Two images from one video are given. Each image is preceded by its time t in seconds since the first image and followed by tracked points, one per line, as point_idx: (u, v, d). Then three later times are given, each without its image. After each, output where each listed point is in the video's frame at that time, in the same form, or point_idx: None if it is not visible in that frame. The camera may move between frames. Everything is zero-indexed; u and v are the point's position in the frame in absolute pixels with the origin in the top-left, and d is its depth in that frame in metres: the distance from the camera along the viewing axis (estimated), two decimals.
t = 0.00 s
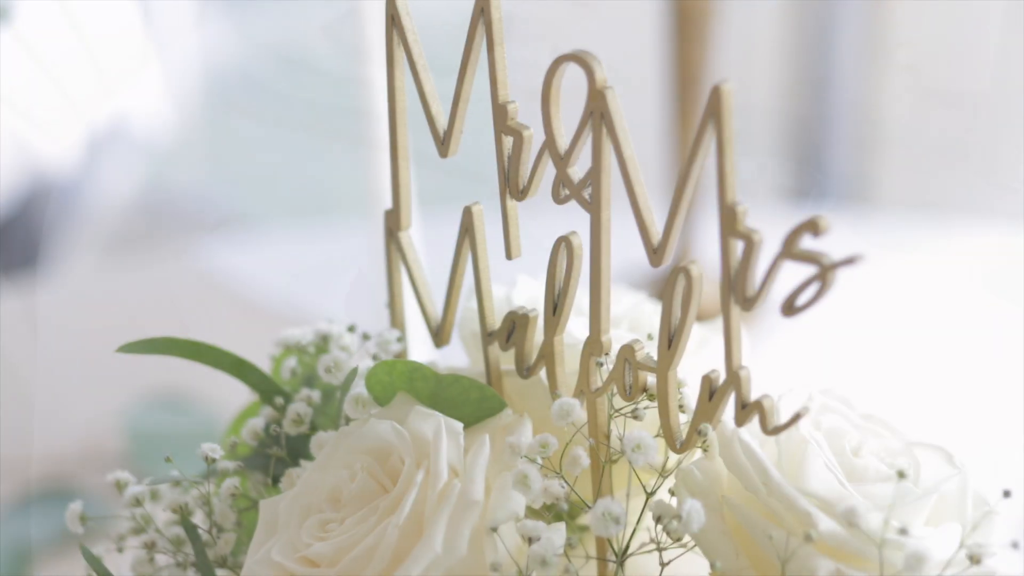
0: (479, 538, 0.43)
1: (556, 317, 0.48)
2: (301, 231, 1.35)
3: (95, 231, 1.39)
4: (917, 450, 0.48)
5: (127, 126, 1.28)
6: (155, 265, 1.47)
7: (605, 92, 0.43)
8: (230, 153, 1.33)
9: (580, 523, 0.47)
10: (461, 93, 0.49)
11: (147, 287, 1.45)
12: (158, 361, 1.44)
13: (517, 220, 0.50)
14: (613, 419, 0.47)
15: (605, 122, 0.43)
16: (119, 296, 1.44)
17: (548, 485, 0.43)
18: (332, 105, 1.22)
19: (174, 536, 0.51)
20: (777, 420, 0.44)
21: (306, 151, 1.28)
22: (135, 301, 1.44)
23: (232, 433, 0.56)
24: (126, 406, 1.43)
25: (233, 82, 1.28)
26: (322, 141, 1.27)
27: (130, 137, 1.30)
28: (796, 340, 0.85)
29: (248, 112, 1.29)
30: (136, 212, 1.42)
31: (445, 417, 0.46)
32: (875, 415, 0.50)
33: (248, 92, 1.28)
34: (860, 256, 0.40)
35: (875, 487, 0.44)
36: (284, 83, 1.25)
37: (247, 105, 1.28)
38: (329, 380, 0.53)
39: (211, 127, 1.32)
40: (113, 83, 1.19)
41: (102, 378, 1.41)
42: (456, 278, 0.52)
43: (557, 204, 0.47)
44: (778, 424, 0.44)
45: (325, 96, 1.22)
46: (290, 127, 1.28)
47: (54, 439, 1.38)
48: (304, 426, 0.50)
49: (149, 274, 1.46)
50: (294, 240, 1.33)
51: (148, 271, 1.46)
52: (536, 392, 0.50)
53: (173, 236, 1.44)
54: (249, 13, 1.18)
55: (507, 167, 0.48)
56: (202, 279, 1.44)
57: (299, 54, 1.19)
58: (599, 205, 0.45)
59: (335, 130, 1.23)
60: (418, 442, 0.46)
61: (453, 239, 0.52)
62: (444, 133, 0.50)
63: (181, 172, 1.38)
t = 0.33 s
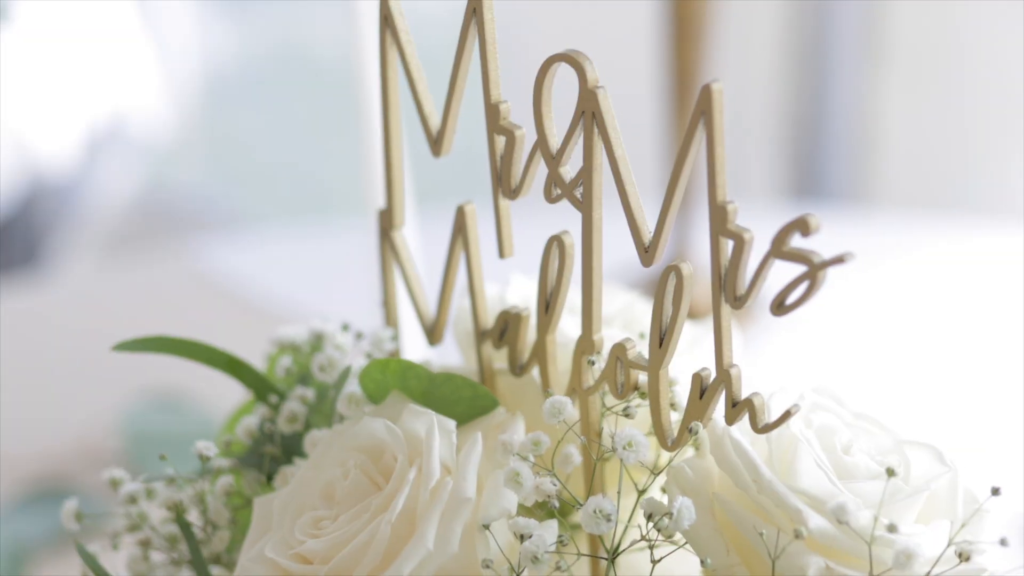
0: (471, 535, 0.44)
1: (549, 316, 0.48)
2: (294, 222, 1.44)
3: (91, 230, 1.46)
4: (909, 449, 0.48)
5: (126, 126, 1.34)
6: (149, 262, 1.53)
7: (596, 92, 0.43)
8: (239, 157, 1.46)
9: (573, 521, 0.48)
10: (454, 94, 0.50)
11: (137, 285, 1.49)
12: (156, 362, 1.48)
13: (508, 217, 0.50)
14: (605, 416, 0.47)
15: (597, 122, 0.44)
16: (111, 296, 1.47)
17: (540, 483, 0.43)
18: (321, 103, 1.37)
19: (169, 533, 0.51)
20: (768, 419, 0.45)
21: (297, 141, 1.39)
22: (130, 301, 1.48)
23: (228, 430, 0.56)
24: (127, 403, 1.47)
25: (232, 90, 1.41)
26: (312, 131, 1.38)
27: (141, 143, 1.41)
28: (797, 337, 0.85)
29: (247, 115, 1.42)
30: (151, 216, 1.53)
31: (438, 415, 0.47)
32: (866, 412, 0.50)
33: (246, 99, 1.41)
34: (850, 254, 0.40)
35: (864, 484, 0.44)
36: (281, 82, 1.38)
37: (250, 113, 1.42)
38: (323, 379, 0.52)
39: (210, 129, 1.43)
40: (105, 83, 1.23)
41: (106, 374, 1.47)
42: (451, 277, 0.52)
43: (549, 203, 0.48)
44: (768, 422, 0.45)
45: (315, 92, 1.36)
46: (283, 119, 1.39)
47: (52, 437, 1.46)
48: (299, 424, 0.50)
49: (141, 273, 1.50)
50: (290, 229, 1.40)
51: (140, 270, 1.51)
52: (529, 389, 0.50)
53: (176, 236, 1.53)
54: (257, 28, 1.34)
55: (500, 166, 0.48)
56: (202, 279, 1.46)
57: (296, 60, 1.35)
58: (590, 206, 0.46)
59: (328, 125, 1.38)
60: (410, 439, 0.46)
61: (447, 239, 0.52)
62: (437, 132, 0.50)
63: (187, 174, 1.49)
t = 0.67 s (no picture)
0: (468, 517, 0.45)
1: (545, 304, 0.49)
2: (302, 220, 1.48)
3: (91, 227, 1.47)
4: (898, 435, 0.49)
5: (128, 125, 1.35)
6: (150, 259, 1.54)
7: (590, 84, 0.44)
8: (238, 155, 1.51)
9: (568, 505, 0.49)
10: (453, 86, 0.51)
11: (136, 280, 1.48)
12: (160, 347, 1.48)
13: (505, 208, 0.51)
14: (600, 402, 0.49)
15: (591, 114, 0.45)
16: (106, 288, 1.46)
17: (536, 467, 0.44)
18: (320, 104, 1.44)
19: (173, 518, 0.52)
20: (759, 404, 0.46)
21: (297, 142, 1.46)
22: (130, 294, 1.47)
23: (232, 417, 0.57)
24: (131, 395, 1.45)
25: (232, 90, 1.46)
26: (312, 131, 1.45)
27: (142, 143, 1.42)
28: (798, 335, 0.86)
29: (247, 115, 1.47)
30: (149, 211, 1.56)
31: (436, 401, 0.48)
32: (856, 400, 0.51)
33: (246, 98, 1.46)
34: (838, 243, 0.41)
35: (852, 468, 0.45)
36: (281, 82, 1.43)
37: (250, 113, 1.47)
38: (324, 367, 0.53)
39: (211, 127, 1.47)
40: (111, 85, 1.24)
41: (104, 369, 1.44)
42: (450, 267, 0.53)
43: (545, 193, 0.49)
44: (758, 407, 0.46)
45: (314, 93, 1.43)
46: (282, 121, 1.46)
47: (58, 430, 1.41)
48: (300, 411, 0.52)
49: (139, 269, 1.50)
50: (291, 226, 1.45)
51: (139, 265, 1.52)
52: (525, 377, 0.52)
53: (175, 233, 1.55)
54: (259, 29, 1.39)
55: (497, 158, 0.49)
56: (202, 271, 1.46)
57: (297, 62, 1.41)
58: (586, 197, 0.47)
59: (326, 126, 1.45)
60: (410, 424, 0.47)
61: (446, 230, 0.53)
62: (436, 125, 0.51)
63: (190, 172, 1.52)
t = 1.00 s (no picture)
0: (473, 494, 0.46)
1: (547, 288, 0.51)
2: (309, 219, 1.48)
3: (92, 225, 1.48)
4: (891, 415, 0.50)
5: (130, 125, 1.36)
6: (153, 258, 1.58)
7: (591, 74, 0.45)
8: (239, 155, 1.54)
9: (570, 482, 0.50)
10: (457, 76, 0.52)
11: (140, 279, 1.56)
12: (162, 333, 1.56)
13: (509, 195, 0.52)
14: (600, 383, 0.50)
15: (592, 102, 0.46)
16: (112, 286, 1.54)
17: (539, 445, 0.46)
18: (321, 105, 1.46)
19: (184, 497, 0.54)
20: (755, 383, 0.48)
21: (297, 142, 1.48)
22: (134, 291, 1.55)
23: (243, 399, 0.58)
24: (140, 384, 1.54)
25: (233, 90, 1.48)
26: (313, 131, 1.47)
27: (144, 142, 1.43)
28: (797, 329, 0.87)
29: (248, 115, 1.50)
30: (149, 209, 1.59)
31: (442, 382, 0.50)
32: (851, 382, 0.52)
33: (247, 98, 1.49)
34: (830, 225, 0.43)
35: (846, 446, 0.46)
36: (280, 82, 1.46)
37: (251, 113, 1.50)
38: (333, 351, 0.55)
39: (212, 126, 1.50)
40: (110, 87, 1.25)
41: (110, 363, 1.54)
42: (455, 253, 0.55)
43: (547, 180, 0.50)
44: (754, 386, 0.47)
45: (315, 93, 1.45)
46: (283, 121, 1.48)
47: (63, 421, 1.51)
48: (309, 393, 0.53)
49: (143, 264, 1.57)
50: (295, 222, 1.48)
51: (142, 262, 1.57)
52: (528, 359, 0.53)
53: (179, 230, 1.59)
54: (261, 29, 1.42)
55: (500, 146, 0.50)
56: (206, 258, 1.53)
57: (297, 62, 1.43)
58: (587, 182, 0.48)
59: (326, 127, 1.47)
60: (416, 404, 0.49)
61: (452, 216, 0.54)
62: (441, 114, 0.53)
63: (190, 171, 1.55)
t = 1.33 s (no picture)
0: (477, 478, 0.48)
1: (549, 279, 0.52)
2: (307, 217, 1.52)
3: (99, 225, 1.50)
4: (882, 402, 0.51)
5: (134, 124, 1.37)
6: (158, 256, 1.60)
7: (591, 72, 0.47)
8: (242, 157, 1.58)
9: (572, 467, 0.52)
10: (462, 73, 0.54)
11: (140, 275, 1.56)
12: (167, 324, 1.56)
13: (512, 189, 0.54)
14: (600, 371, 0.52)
15: (592, 99, 0.48)
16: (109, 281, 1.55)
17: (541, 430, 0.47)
18: (323, 105, 1.49)
19: (197, 483, 0.55)
20: (750, 371, 0.49)
21: (297, 141, 1.53)
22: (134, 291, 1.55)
23: (253, 388, 0.60)
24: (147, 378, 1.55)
25: (236, 89, 1.51)
26: (314, 131, 1.51)
27: (150, 141, 1.45)
28: (797, 325, 0.89)
29: (248, 115, 1.54)
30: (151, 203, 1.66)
31: (447, 371, 0.51)
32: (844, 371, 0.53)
33: (248, 98, 1.52)
34: (822, 217, 0.44)
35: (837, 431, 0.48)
36: (282, 82, 1.49)
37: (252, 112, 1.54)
38: (341, 341, 0.56)
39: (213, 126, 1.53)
40: (112, 85, 1.26)
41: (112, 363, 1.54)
42: (460, 246, 0.56)
43: (549, 174, 0.52)
44: (750, 372, 0.49)
45: (316, 93, 1.48)
46: (286, 123, 1.52)
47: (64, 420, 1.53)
48: (318, 381, 0.55)
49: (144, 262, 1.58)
50: (293, 220, 1.53)
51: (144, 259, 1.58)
52: (531, 349, 0.55)
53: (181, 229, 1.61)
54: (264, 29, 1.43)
55: (503, 141, 0.52)
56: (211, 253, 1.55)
57: (299, 62, 1.46)
58: (588, 177, 0.50)
59: (328, 127, 1.51)
60: (422, 391, 0.50)
61: (456, 210, 0.56)
62: (446, 110, 0.54)
63: (192, 170, 1.59)
